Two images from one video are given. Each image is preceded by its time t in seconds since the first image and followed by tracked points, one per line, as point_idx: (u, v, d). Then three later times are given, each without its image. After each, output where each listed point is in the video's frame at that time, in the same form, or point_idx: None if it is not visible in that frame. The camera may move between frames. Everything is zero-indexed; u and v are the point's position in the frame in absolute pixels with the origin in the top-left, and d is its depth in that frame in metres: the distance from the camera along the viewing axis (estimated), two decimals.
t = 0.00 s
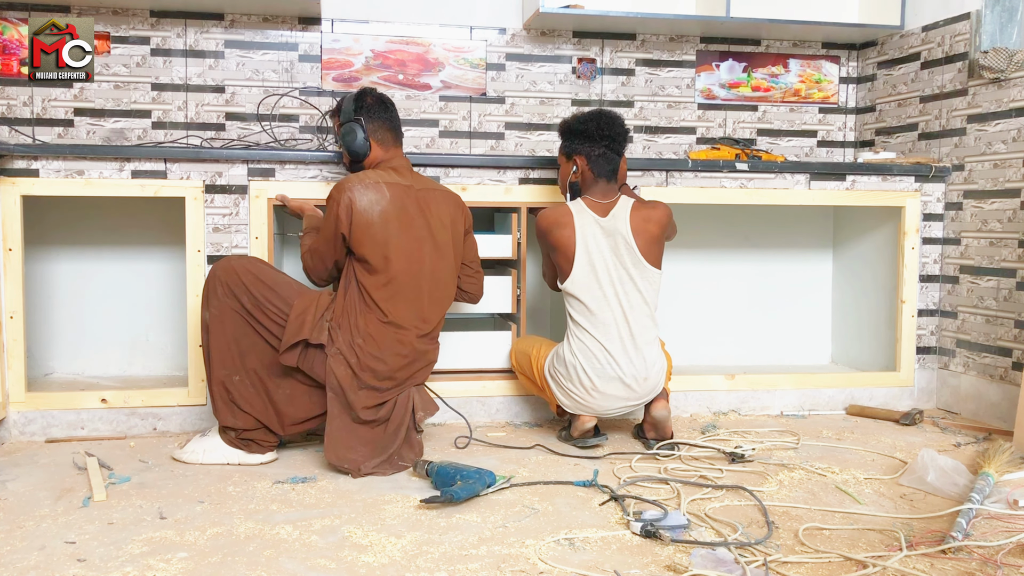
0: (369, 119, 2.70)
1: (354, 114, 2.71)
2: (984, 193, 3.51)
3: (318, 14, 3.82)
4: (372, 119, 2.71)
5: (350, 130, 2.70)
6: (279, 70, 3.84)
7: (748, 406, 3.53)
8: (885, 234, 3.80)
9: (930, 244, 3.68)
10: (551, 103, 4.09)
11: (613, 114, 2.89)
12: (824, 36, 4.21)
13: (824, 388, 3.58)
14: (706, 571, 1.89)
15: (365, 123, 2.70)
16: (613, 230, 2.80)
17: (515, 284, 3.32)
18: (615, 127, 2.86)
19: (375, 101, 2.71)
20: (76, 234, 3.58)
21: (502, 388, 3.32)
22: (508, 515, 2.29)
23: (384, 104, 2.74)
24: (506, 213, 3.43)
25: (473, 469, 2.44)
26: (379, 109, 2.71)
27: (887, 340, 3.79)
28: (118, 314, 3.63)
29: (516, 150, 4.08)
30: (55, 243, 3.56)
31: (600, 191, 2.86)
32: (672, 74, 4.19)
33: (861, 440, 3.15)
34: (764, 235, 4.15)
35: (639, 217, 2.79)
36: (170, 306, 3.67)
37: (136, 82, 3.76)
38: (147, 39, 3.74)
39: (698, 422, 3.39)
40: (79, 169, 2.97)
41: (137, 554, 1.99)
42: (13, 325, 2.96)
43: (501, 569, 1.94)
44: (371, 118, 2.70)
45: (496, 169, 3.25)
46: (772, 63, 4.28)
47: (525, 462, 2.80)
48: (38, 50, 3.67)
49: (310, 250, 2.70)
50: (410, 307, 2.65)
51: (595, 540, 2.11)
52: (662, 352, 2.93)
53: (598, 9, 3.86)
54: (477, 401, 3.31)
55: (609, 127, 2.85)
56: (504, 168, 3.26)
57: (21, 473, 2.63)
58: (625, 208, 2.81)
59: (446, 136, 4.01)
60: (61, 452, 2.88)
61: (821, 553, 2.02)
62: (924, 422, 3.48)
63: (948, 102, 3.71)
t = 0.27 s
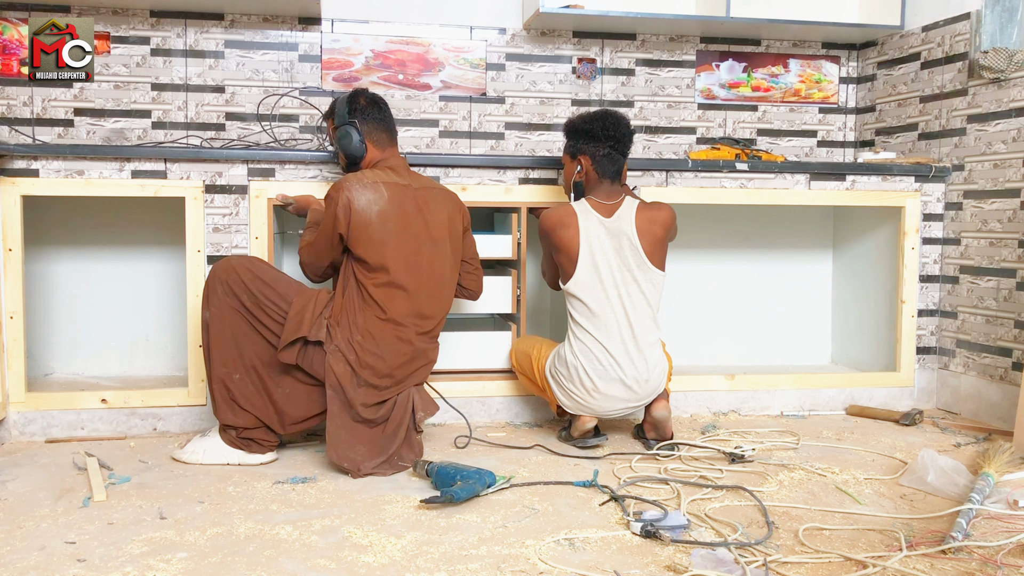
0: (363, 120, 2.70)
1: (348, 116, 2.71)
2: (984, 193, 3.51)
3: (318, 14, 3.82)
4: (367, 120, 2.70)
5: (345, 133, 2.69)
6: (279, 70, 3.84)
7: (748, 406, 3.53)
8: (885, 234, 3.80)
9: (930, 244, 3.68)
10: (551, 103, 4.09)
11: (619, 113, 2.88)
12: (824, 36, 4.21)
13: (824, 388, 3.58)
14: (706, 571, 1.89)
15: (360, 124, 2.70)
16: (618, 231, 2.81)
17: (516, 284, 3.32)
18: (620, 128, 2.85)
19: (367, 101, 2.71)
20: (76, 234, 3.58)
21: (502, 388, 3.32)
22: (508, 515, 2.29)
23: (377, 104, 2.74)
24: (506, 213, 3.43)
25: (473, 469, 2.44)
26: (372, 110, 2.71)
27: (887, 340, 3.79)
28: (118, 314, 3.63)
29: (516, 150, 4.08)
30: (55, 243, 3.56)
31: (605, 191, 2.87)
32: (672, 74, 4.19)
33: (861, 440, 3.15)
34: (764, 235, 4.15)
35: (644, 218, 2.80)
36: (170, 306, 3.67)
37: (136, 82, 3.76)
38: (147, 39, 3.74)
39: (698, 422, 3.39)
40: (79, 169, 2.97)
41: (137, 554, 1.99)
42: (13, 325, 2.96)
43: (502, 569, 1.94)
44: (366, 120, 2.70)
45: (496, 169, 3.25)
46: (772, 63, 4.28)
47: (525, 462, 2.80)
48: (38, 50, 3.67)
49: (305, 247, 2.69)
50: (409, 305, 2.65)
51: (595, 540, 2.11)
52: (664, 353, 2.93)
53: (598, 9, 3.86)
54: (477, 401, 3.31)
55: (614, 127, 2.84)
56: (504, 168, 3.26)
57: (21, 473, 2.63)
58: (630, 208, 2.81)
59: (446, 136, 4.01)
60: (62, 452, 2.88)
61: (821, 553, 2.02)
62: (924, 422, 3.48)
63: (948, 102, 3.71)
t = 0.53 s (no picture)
0: (358, 119, 2.70)
1: (343, 115, 2.71)
2: (984, 193, 3.51)
3: (318, 14, 3.82)
4: (362, 118, 2.70)
5: (341, 132, 2.69)
6: (279, 70, 3.84)
7: (748, 406, 3.53)
8: (885, 234, 3.80)
9: (930, 244, 3.68)
10: (551, 102, 4.09)
11: (622, 115, 2.90)
12: (824, 36, 4.21)
13: (824, 388, 3.58)
14: (706, 571, 1.89)
15: (355, 123, 2.70)
16: (620, 231, 2.81)
17: (516, 284, 3.32)
18: (624, 129, 2.87)
19: (363, 100, 2.71)
20: (76, 234, 3.58)
21: (502, 388, 3.32)
22: (508, 515, 2.29)
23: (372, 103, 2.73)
24: (506, 213, 3.43)
25: (473, 469, 2.44)
26: (367, 109, 2.71)
27: (887, 340, 3.79)
28: (118, 314, 3.63)
29: (516, 150, 4.08)
30: (55, 243, 3.56)
31: (608, 191, 2.87)
32: (672, 74, 4.19)
33: (861, 440, 3.15)
34: (764, 235, 4.15)
35: (646, 218, 2.81)
36: (170, 306, 3.67)
37: (136, 82, 3.76)
38: (147, 39, 3.74)
39: (698, 422, 3.39)
40: (79, 169, 2.97)
41: (137, 554, 1.99)
42: (13, 325, 2.96)
43: (502, 569, 1.94)
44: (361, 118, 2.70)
45: (496, 168, 3.25)
46: (772, 63, 4.27)
47: (525, 462, 2.80)
48: (38, 50, 3.67)
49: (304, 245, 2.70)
50: (408, 301, 2.65)
51: (595, 540, 2.11)
52: (664, 354, 2.93)
53: (598, 9, 3.86)
54: (477, 401, 3.31)
55: (618, 128, 2.85)
56: (504, 168, 3.26)
57: (21, 473, 2.63)
58: (631, 209, 2.82)
59: (446, 136, 4.01)
60: (61, 452, 2.88)
61: (821, 553, 2.02)
62: (924, 422, 3.48)
63: (948, 102, 3.71)
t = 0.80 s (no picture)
0: (346, 121, 2.71)
1: (331, 118, 2.72)
2: (984, 193, 3.51)
3: (318, 14, 3.82)
4: (349, 121, 2.71)
5: (329, 136, 2.71)
6: (279, 70, 3.84)
7: (748, 406, 3.53)
8: (885, 234, 3.80)
9: (930, 244, 3.68)
10: (551, 103, 4.09)
11: (624, 115, 2.90)
12: (824, 36, 4.21)
13: (824, 388, 3.58)
14: (706, 571, 1.89)
15: (343, 125, 2.71)
16: (621, 231, 2.82)
17: (516, 284, 3.32)
18: (625, 129, 2.87)
19: (349, 102, 2.73)
20: (76, 233, 3.58)
21: (502, 388, 3.32)
22: (508, 515, 2.29)
23: (358, 105, 2.75)
24: (506, 213, 3.43)
25: (473, 469, 2.44)
26: (354, 111, 2.72)
27: (886, 339, 3.79)
28: (118, 314, 3.63)
29: (516, 150, 4.08)
30: (55, 243, 3.56)
31: (607, 192, 2.88)
32: (672, 74, 4.19)
33: (861, 440, 3.15)
34: (763, 235, 4.15)
35: (647, 218, 2.82)
36: (170, 306, 3.67)
37: (136, 82, 3.76)
38: (147, 39, 3.75)
39: (698, 422, 3.39)
40: (79, 169, 2.97)
41: (137, 554, 1.99)
42: (13, 325, 2.96)
43: (501, 569, 1.94)
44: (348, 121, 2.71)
45: (496, 169, 3.25)
46: (772, 63, 4.28)
47: (525, 462, 2.80)
48: (38, 50, 3.67)
49: (297, 243, 2.69)
50: (405, 297, 2.65)
51: (595, 540, 2.11)
52: (665, 354, 2.93)
53: (598, 9, 3.86)
54: (477, 401, 3.31)
55: (618, 129, 2.86)
56: (504, 168, 3.26)
57: (20, 473, 2.63)
58: (633, 209, 2.83)
59: (446, 136, 4.01)
60: (61, 452, 2.88)
61: (821, 553, 2.02)
62: (924, 422, 3.48)
63: (948, 102, 3.71)
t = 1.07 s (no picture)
0: (344, 121, 2.72)
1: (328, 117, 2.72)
2: (984, 193, 3.51)
3: (318, 15, 3.82)
4: (348, 120, 2.72)
5: (328, 134, 2.70)
6: (279, 70, 3.84)
7: (748, 406, 3.53)
8: (885, 234, 3.80)
9: (930, 243, 3.68)
10: (551, 103, 4.09)
11: (627, 118, 2.91)
12: (824, 36, 4.21)
13: (824, 388, 3.58)
14: (706, 570, 1.89)
15: (341, 124, 2.72)
16: (621, 231, 2.82)
17: (516, 284, 3.32)
18: (628, 132, 2.88)
19: (346, 102, 2.74)
20: (76, 234, 3.58)
21: (503, 388, 3.32)
22: (508, 515, 2.29)
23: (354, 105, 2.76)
24: (506, 213, 3.43)
25: (473, 469, 2.44)
26: (352, 110, 2.74)
27: (886, 339, 3.79)
28: (118, 314, 3.63)
29: (516, 150, 4.08)
30: (56, 243, 3.56)
31: (608, 192, 2.87)
32: (672, 74, 4.19)
33: (862, 440, 3.15)
34: (764, 235, 4.15)
35: (648, 218, 2.83)
36: (170, 306, 3.67)
37: (136, 82, 3.76)
38: (147, 39, 3.75)
39: (698, 422, 3.39)
40: (80, 169, 2.97)
41: (137, 554, 1.99)
42: (13, 325, 2.96)
43: (501, 569, 1.93)
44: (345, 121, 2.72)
45: (496, 168, 3.25)
46: (772, 63, 4.28)
47: (525, 462, 2.80)
48: (39, 50, 3.67)
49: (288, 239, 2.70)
50: (391, 293, 2.65)
51: (595, 539, 2.11)
52: (665, 354, 2.93)
53: (598, 9, 3.86)
54: (477, 401, 3.31)
55: (621, 131, 2.87)
56: (504, 168, 3.26)
57: (20, 473, 2.63)
58: (633, 210, 2.83)
59: (446, 136, 4.02)
60: (61, 452, 2.88)
61: (821, 553, 2.02)
62: (924, 422, 3.48)
63: (948, 102, 3.71)
